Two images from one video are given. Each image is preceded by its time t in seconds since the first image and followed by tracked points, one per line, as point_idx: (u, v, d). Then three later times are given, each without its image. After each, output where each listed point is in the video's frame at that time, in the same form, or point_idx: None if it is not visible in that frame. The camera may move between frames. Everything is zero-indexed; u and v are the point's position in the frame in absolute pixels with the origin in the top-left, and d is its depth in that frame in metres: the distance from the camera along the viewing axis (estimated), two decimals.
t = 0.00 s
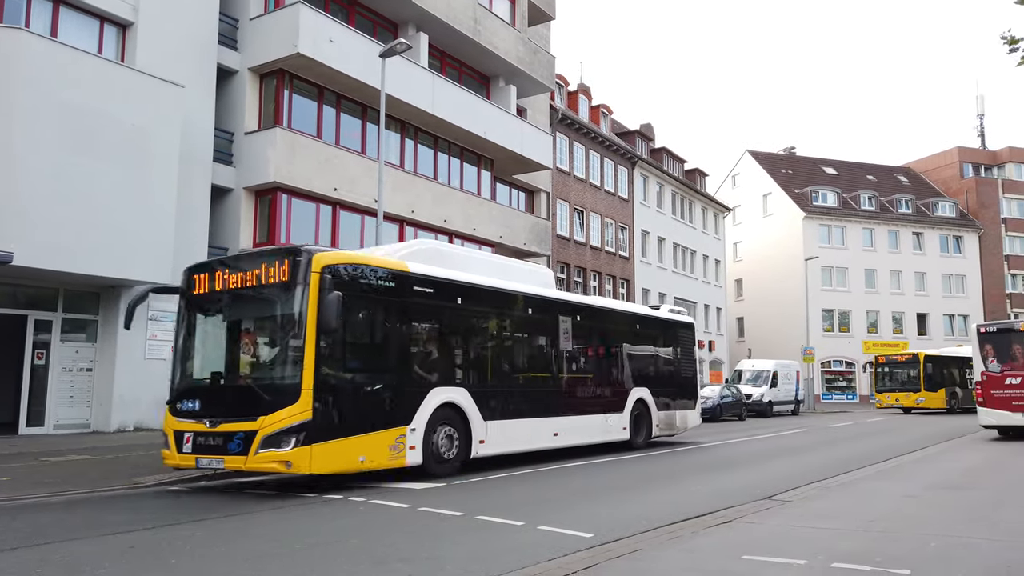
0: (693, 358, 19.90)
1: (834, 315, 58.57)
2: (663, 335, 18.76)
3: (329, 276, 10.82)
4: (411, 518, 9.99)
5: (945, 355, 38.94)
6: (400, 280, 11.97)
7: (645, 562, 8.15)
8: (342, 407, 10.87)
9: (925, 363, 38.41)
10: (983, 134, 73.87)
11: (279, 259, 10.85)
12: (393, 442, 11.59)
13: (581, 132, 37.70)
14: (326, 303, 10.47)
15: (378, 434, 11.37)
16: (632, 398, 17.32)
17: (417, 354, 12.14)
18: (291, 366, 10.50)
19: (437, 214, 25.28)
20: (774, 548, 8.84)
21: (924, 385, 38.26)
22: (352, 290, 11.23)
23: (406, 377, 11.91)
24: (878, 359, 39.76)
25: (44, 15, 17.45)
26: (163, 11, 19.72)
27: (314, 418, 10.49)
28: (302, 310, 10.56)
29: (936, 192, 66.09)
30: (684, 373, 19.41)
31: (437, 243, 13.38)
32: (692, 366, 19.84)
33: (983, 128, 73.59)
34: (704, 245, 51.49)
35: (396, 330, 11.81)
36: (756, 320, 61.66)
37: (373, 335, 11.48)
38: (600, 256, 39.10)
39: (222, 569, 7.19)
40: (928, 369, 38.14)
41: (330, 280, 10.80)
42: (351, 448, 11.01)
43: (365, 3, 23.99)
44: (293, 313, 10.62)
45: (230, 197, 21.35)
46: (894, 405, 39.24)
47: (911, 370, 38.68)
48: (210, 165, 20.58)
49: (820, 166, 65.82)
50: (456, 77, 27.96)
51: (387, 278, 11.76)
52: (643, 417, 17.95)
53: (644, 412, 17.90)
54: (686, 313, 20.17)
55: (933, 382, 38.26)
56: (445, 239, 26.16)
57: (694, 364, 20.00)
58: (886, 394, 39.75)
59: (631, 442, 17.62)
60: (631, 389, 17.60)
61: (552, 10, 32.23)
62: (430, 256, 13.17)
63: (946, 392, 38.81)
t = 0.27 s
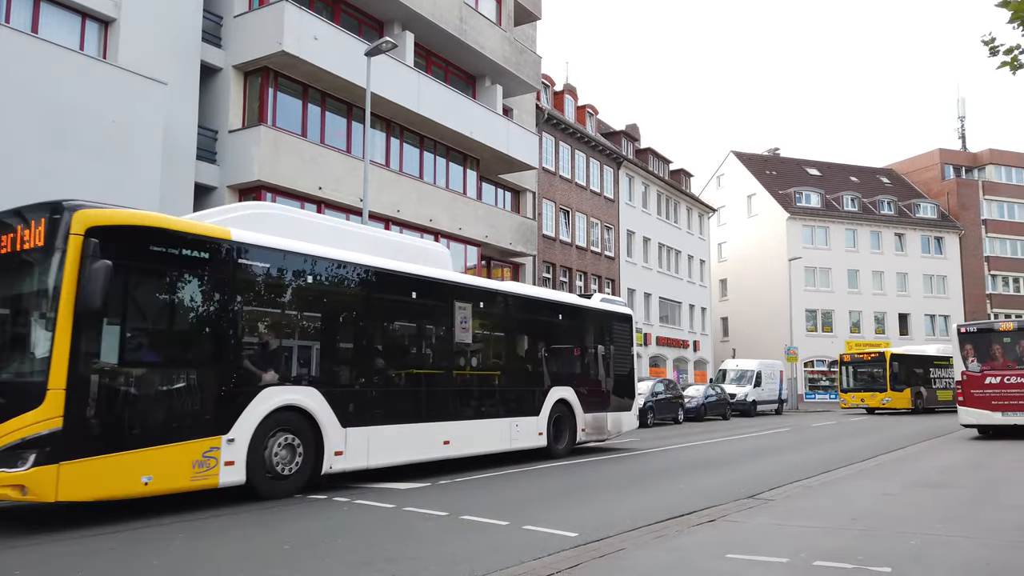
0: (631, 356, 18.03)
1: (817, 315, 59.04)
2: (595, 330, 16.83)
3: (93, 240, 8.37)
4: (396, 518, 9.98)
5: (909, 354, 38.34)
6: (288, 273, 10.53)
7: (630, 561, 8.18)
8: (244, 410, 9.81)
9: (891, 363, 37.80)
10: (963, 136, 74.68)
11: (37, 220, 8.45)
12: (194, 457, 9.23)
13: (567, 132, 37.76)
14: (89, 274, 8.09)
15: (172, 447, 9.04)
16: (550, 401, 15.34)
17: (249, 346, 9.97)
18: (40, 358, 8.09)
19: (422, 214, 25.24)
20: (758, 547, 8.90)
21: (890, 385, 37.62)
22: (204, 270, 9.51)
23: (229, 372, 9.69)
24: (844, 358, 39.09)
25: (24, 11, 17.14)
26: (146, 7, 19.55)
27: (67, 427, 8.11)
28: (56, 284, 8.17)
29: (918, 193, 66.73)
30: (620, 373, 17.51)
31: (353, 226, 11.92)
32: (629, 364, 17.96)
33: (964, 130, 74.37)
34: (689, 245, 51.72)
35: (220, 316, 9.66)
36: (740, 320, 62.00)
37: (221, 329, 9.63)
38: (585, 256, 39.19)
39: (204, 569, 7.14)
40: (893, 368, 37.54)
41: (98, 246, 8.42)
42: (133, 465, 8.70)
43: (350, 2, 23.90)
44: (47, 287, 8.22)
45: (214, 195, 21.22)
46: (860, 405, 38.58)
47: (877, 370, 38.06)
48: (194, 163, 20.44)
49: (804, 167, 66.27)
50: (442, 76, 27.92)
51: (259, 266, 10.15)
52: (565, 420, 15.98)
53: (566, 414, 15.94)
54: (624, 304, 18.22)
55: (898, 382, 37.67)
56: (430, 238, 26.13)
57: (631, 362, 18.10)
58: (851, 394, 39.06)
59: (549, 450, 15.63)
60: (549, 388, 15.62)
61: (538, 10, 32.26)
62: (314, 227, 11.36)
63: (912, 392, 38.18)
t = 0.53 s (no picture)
0: (557, 352, 16.17)
1: (801, 315, 59.44)
2: (514, 322, 14.91)
3: None
4: (382, 519, 9.95)
5: (878, 352, 37.14)
6: (268, 272, 10.21)
7: (615, 560, 8.19)
8: (234, 412, 9.65)
9: (859, 361, 36.57)
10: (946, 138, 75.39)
11: None
12: None
13: (554, 132, 37.80)
14: None
15: None
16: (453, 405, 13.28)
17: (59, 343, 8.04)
18: None
19: (409, 213, 25.20)
20: (742, 545, 8.94)
21: (859, 384, 36.36)
22: (173, 266, 9.08)
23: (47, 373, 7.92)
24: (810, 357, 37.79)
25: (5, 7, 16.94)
26: (130, 4, 19.40)
27: None
28: None
29: (901, 195, 67.30)
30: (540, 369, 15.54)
31: (268, 206, 11.00)
32: (555, 361, 16.07)
33: (946, 133, 75.04)
34: (675, 245, 51.91)
35: (53, 303, 8.00)
36: (725, 320, 62.32)
37: (189, 330, 9.18)
38: (572, 256, 39.25)
39: (187, 570, 7.08)
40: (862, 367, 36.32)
41: None
42: None
43: None
44: None
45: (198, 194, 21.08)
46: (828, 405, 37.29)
47: (845, 369, 36.80)
48: (178, 161, 20.29)
49: (789, 168, 66.67)
50: (429, 76, 27.89)
51: (236, 264, 9.77)
52: (471, 424, 13.87)
53: (473, 419, 13.85)
54: (552, 295, 16.35)
55: (867, 381, 36.46)
56: (417, 238, 26.08)
57: (558, 359, 16.21)
58: (819, 393, 37.74)
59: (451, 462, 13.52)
60: (452, 388, 13.49)
61: (525, 9, 32.28)
62: (196, 207, 9.95)
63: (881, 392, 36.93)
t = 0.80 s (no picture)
0: (479, 346, 14.15)
1: (791, 315, 59.72)
2: (423, 312, 12.86)
3: None
4: (372, 519, 9.93)
5: (854, 350, 35.48)
6: (251, 258, 10.15)
7: (605, 560, 8.22)
8: (222, 403, 9.63)
9: (835, 360, 34.87)
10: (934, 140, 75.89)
11: None
12: None
13: (545, 132, 37.84)
14: None
15: None
16: (333, 408, 11.17)
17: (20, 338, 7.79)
18: None
19: (400, 213, 25.17)
20: (731, 545, 8.98)
21: (834, 384, 34.63)
22: (154, 256, 9.00)
23: (1, 376, 7.60)
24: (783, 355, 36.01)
25: None
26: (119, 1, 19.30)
27: None
28: None
29: (889, 196, 67.69)
30: (455, 367, 13.46)
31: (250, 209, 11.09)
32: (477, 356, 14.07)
33: (934, 134, 75.50)
34: (666, 245, 52.04)
35: (53, 297, 8.06)
36: (715, 320, 62.54)
37: (183, 324, 9.24)
38: (563, 256, 39.30)
39: (176, 570, 7.04)
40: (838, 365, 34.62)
41: None
42: None
43: None
44: None
45: (188, 193, 21.00)
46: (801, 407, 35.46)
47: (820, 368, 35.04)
48: (167, 160, 20.20)
49: (779, 169, 66.94)
50: (420, 75, 27.87)
51: (223, 256, 9.79)
52: (358, 428, 11.73)
53: (359, 423, 11.67)
54: (475, 283, 14.23)
55: (843, 380, 34.82)
56: (408, 237, 26.06)
57: (478, 354, 14.12)
58: (792, 394, 35.90)
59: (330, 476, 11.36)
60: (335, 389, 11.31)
61: (516, 9, 32.28)
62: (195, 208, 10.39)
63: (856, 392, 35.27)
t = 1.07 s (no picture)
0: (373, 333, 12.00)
1: (780, 315, 59.95)
2: (292, 292, 10.73)
3: None
4: (363, 519, 9.91)
5: (829, 349, 33.53)
6: (237, 254, 10.02)
7: (596, 559, 8.24)
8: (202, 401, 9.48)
9: (811, 358, 32.76)
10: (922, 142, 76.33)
11: None
12: None
13: (537, 132, 37.84)
14: None
15: None
16: (151, 409, 8.93)
17: None
18: None
19: (390, 212, 25.13)
20: (721, 544, 9.02)
21: (809, 384, 32.57)
22: (143, 254, 8.94)
23: None
24: (756, 352, 33.90)
25: None
26: None
27: None
28: None
29: (878, 197, 68.04)
30: (335, 359, 11.27)
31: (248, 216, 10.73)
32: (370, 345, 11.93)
33: (922, 135, 75.94)
34: (656, 245, 52.14)
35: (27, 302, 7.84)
36: (705, 320, 62.73)
37: (165, 323, 9.12)
38: (554, 255, 39.32)
39: (167, 570, 7.02)
40: (813, 364, 32.54)
41: None
42: None
43: None
44: None
45: (177, 192, 20.90)
46: (773, 408, 33.30)
47: (795, 367, 32.92)
48: (156, 158, 20.10)
49: (768, 170, 67.17)
50: (411, 74, 27.82)
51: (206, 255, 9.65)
52: (186, 436, 9.38)
53: (191, 430, 9.40)
54: (367, 258, 12.06)
55: (819, 380, 32.79)
56: (398, 237, 26.03)
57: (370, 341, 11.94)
58: (764, 393, 33.74)
59: (148, 495, 9.02)
60: (156, 387, 9.05)
61: (508, 9, 32.27)
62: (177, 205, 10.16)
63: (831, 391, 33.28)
